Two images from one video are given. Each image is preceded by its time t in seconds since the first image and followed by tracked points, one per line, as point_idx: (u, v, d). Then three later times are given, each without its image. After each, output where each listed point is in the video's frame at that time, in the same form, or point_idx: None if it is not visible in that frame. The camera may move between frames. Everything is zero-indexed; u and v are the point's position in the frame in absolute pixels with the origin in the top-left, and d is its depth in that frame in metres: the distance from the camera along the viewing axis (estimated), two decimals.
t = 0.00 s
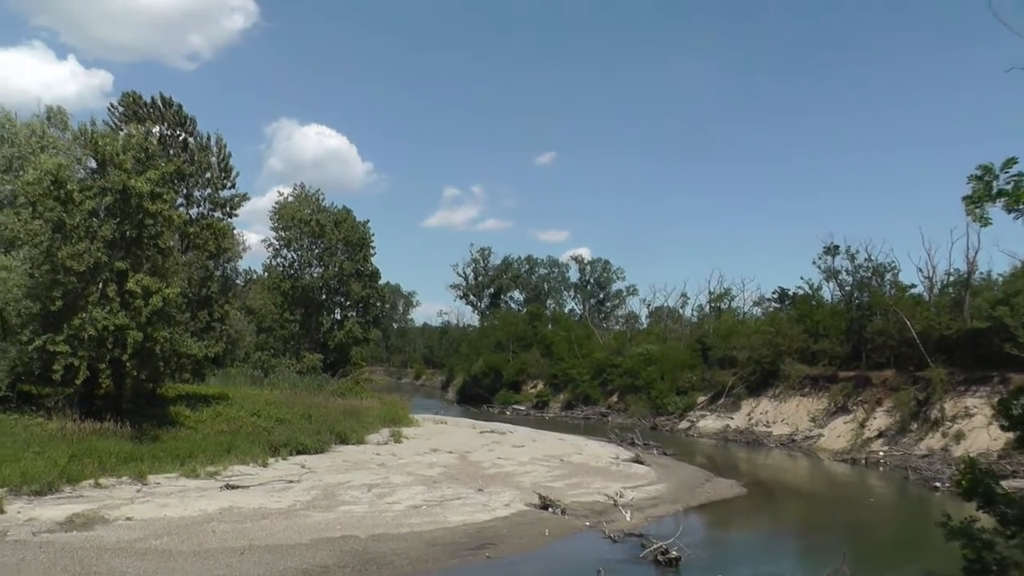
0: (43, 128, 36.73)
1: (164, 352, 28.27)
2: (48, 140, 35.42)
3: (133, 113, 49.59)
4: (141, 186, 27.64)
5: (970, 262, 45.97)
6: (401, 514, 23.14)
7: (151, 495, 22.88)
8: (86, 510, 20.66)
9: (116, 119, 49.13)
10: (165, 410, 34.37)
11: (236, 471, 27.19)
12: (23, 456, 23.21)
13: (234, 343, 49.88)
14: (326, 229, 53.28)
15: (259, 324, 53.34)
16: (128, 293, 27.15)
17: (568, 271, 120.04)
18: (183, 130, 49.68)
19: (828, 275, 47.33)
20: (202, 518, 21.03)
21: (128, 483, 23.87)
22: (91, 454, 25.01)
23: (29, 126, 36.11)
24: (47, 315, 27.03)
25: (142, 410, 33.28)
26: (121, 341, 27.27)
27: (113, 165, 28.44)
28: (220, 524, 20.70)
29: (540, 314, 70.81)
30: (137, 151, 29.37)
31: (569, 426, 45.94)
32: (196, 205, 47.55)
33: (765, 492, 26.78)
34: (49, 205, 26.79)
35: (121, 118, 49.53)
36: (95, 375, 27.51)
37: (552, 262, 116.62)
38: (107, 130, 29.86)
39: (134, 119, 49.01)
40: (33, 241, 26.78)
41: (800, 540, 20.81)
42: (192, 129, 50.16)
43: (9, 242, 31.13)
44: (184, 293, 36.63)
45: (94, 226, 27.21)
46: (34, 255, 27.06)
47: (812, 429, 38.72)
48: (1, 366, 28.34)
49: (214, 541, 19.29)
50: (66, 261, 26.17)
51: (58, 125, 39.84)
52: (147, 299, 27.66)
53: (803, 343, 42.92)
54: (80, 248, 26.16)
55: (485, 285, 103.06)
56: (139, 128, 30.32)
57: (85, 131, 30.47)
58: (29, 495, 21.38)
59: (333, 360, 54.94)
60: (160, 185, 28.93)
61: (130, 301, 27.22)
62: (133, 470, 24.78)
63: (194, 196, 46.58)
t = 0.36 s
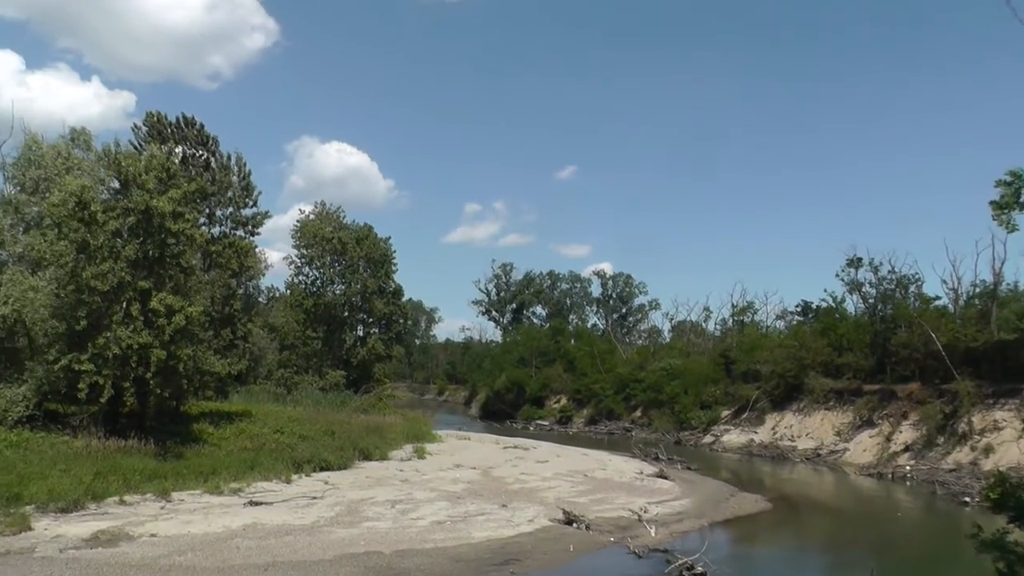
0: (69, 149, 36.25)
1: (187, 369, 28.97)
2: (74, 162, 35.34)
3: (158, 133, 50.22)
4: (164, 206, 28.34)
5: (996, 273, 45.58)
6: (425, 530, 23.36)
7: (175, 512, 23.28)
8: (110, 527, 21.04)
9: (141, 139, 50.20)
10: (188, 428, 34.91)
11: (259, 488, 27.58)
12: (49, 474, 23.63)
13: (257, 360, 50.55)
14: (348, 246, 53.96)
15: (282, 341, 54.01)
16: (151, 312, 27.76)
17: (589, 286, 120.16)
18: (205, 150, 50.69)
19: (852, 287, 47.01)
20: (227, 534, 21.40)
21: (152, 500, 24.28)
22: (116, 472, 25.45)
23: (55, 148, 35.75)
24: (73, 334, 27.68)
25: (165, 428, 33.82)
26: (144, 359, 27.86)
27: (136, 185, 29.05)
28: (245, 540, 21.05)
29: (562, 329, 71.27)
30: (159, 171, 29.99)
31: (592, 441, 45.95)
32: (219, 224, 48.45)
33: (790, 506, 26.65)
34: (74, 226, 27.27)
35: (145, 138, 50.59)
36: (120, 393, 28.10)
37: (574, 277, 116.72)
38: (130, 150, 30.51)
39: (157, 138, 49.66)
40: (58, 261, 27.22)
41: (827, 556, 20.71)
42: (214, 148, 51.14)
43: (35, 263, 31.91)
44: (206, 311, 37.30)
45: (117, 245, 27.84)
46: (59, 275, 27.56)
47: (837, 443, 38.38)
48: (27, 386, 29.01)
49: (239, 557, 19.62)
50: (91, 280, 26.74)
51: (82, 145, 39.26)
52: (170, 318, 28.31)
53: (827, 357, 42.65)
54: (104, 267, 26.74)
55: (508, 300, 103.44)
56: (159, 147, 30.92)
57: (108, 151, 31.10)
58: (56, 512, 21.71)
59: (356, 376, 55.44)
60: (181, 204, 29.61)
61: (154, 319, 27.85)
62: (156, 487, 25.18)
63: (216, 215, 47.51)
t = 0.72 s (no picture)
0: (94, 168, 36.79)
1: (211, 385, 29.48)
2: (99, 180, 35.52)
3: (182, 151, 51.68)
4: (186, 223, 28.96)
5: None
6: (449, 543, 23.60)
7: (199, 526, 23.72)
8: (135, 542, 21.47)
9: (165, 156, 51.30)
10: (213, 443, 35.48)
11: (283, 502, 27.99)
12: (75, 489, 24.07)
13: (280, 375, 51.21)
14: (371, 260, 54.65)
15: (305, 356, 54.44)
16: (176, 328, 28.33)
17: (612, 297, 120.08)
18: (228, 166, 51.65)
19: (876, 296, 46.72)
20: (252, 548, 21.79)
21: (176, 514, 24.70)
22: (141, 486, 25.92)
23: (81, 167, 36.12)
24: (98, 350, 28.35)
25: (191, 443, 34.40)
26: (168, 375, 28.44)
27: (159, 203, 29.76)
28: (270, 554, 21.42)
29: (586, 341, 71.40)
30: (181, 188, 30.68)
31: (617, 453, 45.96)
32: (242, 240, 49.36)
33: (817, 519, 26.52)
34: (98, 244, 27.97)
35: (169, 155, 51.69)
36: (145, 409, 28.66)
37: (597, 288, 116.72)
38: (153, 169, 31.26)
39: (181, 156, 50.85)
40: (83, 278, 27.91)
41: (855, 569, 20.61)
42: (236, 164, 52.10)
43: (61, 281, 32.69)
44: (230, 327, 37.95)
45: (141, 262, 28.49)
46: (84, 292, 28.22)
47: (863, 454, 38.05)
48: (54, 403, 29.83)
49: (264, 571, 19.96)
50: (116, 297, 27.31)
51: (107, 164, 39.84)
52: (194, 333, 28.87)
53: (852, 367, 42.35)
54: (128, 284, 27.35)
55: (531, 313, 103.70)
56: (181, 165, 31.67)
57: (132, 170, 31.88)
58: (82, 527, 22.13)
59: (380, 390, 55.94)
60: (203, 220, 30.25)
61: (178, 335, 28.41)
62: (181, 501, 25.63)
63: (239, 231, 48.37)
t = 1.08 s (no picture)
0: (113, 189, 37.39)
1: (229, 403, 29.89)
2: (118, 202, 36.38)
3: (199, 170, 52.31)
4: (203, 242, 29.52)
5: None
6: (469, 560, 23.73)
7: (218, 543, 24.01)
8: (155, 559, 21.77)
9: (183, 176, 52.11)
10: (231, 461, 35.87)
11: (302, 519, 28.25)
12: (94, 507, 24.38)
13: (298, 393, 51.65)
14: (388, 277, 55.21)
15: (323, 373, 54.80)
16: (194, 347, 28.78)
17: (630, 312, 119.86)
18: (245, 185, 52.36)
19: (895, 308, 46.47)
20: (271, 565, 22.03)
21: (195, 532, 25.00)
22: (159, 504, 26.24)
23: (101, 188, 36.96)
24: (116, 369, 28.87)
25: (210, 461, 34.80)
26: (186, 393, 28.87)
27: (176, 222, 30.31)
28: (289, 571, 21.64)
29: (604, 356, 71.79)
30: (198, 208, 31.25)
31: (636, 469, 45.85)
32: (259, 258, 50.06)
33: (838, 534, 26.38)
34: (117, 263, 28.54)
35: (187, 175, 52.48)
36: (163, 427, 29.09)
37: (614, 303, 116.67)
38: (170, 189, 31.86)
39: (198, 174, 51.51)
40: (102, 298, 28.45)
41: None
42: (253, 183, 52.81)
43: (81, 300, 33.29)
44: (248, 346, 38.45)
45: (159, 282, 29.02)
46: (103, 312, 28.75)
47: (884, 468, 37.71)
48: (73, 422, 30.33)
49: None
50: (134, 316, 27.79)
51: (126, 184, 40.69)
52: (211, 352, 29.29)
53: (871, 380, 42.06)
54: (147, 304, 27.87)
55: (548, 328, 103.75)
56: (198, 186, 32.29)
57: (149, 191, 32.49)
58: (101, 545, 22.41)
59: (398, 407, 56.27)
60: (220, 239, 30.79)
61: (196, 353, 28.85)
62: (200, 519, 25.94)
63: (256, 250, 49.03)
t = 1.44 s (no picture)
0: (129, 209, 38.04)
1: (244, 421, 30.23)
2: (134, 221, 37.07)
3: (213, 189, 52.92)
4: (218, 261, 29.95)
5: None
6: None
7: (234, 561, 24.22)
8: None
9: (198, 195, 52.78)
10: (247, 479, 36.15)
11: (317, 537, 28.41)
12: (111, 526, 24.62)
13: (314, 411, 51.95)
14: (403, 293, 55.66)
15: (339, 391, 55.11)
16: (210, 365, 29.16)
17: (645, 328, 119.65)
18: (259, 204, 52.98)
19: (911, 322, 46.22)
20: None
21: (211, 549, 25.20)
22: (175, 522, 26.48)
23: (117, 208, 37.70)
24: (132, 388, 29.27)
25: (226, 479, 35.09)
26: (202, 412, 29.22)
27: (191, 241, 30.75)
28: None
29: (620, 372, 71.89)
30: (212, 227, 31.73)
31: (652, 485, 45.65)
32: (274, 277, 50.61)
33: (858, 550, 26.18)
34: (133, 282, 28.95)
35: (202, 194, 53.13)
36: (179, 445, 29.44)
37: (630, 319, 116.51)
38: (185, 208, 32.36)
39: (213, 194, 52.17)
40: (119, 317, 28.89)
41: None
42: (268, 201, 53.41)
43: (98, 320, 33.80)
44: (264, 364, 38.83)
45: (175, 301, 29.48)
46: (119, 331, 29.19)
47: (903, 483, 37.34)
48: (90, 440, 30.77)
49: None
50: (150, 335, 28.24)
51: (143, 204, 41.39)
52: (227, 370, 29.63)
53: (889, 395, 41.75)
54: (162, 322, 28.32)
55: (564, 344, 103.68)
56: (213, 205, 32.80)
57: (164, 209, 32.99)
58: (116, 563, 22.63)
59: (414, 424, 56.48)
60: (234, 257, 31.25)
61: (211, 372, 29.21)
62: (215, 537, 26.15)
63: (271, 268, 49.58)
